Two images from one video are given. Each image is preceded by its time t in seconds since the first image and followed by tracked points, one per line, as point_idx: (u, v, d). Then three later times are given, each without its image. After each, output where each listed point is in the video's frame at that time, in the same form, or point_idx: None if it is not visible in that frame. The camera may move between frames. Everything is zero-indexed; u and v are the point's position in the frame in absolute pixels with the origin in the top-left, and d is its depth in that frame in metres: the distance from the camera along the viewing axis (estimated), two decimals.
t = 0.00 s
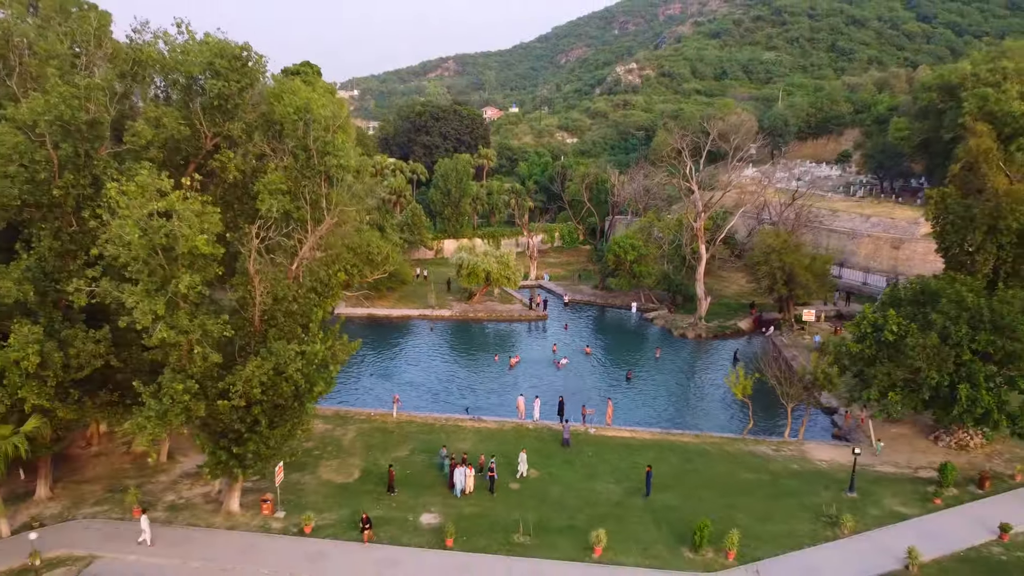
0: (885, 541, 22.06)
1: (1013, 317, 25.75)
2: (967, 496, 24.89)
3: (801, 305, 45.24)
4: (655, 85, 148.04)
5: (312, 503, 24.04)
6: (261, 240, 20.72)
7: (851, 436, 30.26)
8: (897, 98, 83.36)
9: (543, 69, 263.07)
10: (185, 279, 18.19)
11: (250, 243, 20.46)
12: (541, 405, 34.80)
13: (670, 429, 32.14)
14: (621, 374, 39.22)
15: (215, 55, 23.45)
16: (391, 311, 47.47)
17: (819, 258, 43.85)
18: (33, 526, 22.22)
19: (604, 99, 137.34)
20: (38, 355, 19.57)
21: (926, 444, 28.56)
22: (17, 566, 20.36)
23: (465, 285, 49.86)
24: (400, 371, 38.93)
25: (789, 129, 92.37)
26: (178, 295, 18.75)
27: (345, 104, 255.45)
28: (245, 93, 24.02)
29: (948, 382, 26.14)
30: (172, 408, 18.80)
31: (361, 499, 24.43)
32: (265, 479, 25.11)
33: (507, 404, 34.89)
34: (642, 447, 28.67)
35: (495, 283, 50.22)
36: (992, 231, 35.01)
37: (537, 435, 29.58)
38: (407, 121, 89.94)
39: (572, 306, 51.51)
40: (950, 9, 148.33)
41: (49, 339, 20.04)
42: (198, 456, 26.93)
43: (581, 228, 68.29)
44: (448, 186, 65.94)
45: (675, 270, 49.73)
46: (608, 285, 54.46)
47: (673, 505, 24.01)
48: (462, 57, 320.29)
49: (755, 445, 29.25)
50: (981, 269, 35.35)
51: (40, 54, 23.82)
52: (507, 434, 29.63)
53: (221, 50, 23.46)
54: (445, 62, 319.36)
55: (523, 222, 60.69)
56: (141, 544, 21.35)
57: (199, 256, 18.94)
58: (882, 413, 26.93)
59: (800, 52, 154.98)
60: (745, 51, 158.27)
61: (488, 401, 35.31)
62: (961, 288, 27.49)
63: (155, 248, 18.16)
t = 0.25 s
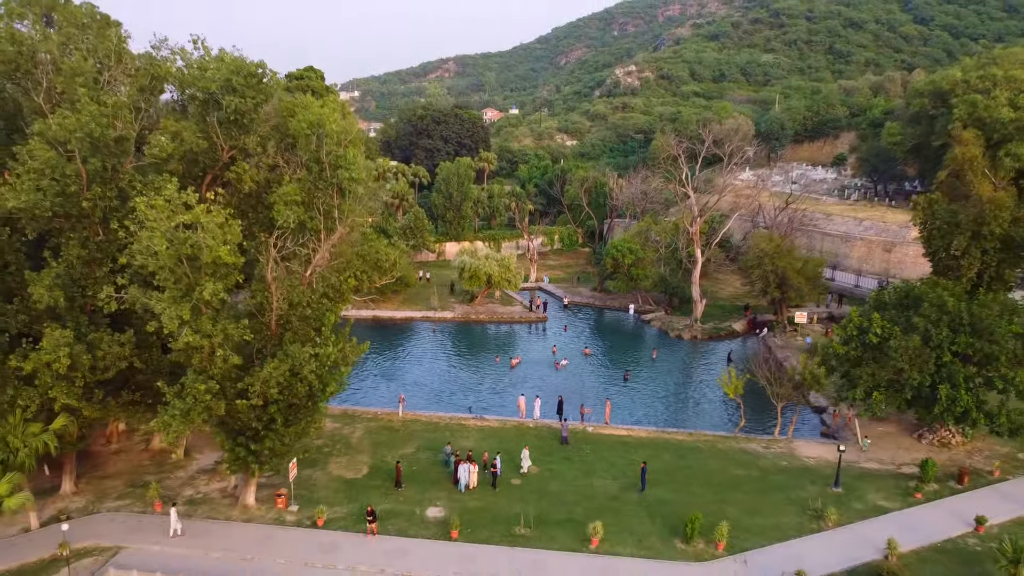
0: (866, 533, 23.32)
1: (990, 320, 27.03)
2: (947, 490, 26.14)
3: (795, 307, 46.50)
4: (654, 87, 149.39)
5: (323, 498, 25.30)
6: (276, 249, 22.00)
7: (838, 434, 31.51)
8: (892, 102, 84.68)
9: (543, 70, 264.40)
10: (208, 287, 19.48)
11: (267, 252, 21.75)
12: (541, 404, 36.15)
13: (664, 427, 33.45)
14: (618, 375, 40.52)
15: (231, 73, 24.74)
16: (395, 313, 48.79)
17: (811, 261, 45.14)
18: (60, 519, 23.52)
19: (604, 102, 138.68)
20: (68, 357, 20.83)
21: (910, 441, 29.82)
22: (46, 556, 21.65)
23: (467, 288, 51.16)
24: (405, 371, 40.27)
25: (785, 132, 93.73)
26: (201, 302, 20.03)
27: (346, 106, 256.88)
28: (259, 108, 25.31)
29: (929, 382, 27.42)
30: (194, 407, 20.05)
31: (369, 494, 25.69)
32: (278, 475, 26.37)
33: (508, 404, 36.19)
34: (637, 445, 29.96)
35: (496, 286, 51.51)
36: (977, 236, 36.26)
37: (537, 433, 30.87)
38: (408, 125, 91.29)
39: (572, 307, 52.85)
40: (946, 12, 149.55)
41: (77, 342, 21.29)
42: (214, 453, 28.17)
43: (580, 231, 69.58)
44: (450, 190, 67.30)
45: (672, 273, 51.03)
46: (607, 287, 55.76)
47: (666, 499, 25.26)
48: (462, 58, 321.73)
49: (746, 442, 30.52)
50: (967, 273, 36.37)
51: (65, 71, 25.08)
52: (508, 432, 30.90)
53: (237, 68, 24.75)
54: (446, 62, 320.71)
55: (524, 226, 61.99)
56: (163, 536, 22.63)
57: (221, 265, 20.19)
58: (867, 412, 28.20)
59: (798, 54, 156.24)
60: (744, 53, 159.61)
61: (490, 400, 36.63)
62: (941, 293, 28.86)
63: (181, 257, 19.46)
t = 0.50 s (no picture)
0: (849, 526, 24.59)
1: (969, 323, 28.35)
2: (928, 486, 27.40)
3: (788, 309, 47.77)
4: (653, 89, 150.66)
5: (334, 493, 26.57)
6: (291, 257, 23.29)
7: (827, 432, 32.76)
8: (887, 106, 85.89)
9: (543, 71, 265.62)
10: (229, 293, 20.77)
11: (283, 259, 23.04)
12: (541, 404, 37.47)
13: (660, 426, 34.75)
14: (616, 375, 41.83)
15: (246, 88, 26.07)
16: (398, 314, 50.09)
17: (804, 265, 46.39)
18: (85, 513, 24.81)
19: (603, 105, 139.95)
20: (95, 359, 22.07)
21: (895, 439, 31.09)
22: (74, 547, 22.96)
23: (468, 290, 52.47)
24: (408, 371, 41.57)
25: (782, 136, 94.98)
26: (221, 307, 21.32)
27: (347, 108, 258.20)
28: (273, 122, 26.62)
29: (912, 382, 28.67)
30: (215, 405, 21.26)
31: (378, 489, 26.94)
32: (291, 471, 27.64)
33: (509, 403, 37.49)
34: (633, 442, 31.24)
35: (497, 288, 52.81)
36: (962, 242, 37.51)
37: (537, 431, 32.15)
38: (410, 128, 92.61)
39: (571, 309, 54.16)
40: (943, 14, 150.73)
41: (103, 344, 22.53)
42: (228, 450, 29.42)
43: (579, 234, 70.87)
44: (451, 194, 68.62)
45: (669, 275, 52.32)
46: (605, 290, 57.06)
47: (660, 494, 26.55)
48: (462, 59, 323.02)
49: (738, 440, 31.81)
50: (952, 276, 37.43)
51: (87, 89, 26.36)
52: (509, 431, 32.18)
53: (252, 84, 26.06)
54: (446, 63, 321.97)
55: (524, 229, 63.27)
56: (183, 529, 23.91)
57: (240, 273, 21.52)
58: (853, 411, 29.47)
59: (796, 56, 157.45)
60: (742, 56, 160.83)
61: (492, 399, 37.95)
62: (924, 297, 30.17)
63: (204, 265, 20.76)
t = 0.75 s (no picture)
0: (834, 520, 25.88)
1: (951, 326, 29.66)
2: (911, 482, 28.69)
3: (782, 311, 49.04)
4: (652, 91, 151.92)
5: (343, 488, 27.84)
6: (304, 264, 24.59)
7: (816, 430, 34.04)
8: (882, 109, 87.20)
9: (543, 72, 266.89)
10: (247, 299, 22.09)
11: (296, 266, 24.33)
12: (541, 403, 38.75)
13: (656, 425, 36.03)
14: (614, 375, 43.11)
15: (260, 103, 27.32)
16: (402, 316, 51.36)
17: (797, 267, 47.64)
18: (107, 507, 26.09)
19: (603, 107, 141.19)
20: (118, 362, 23.29)
21: (881, 437, 32.35)
22: (98, 539, 24.24)
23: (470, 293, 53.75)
24: (413, 372, 42.83)
25: (779, 139, 96.21)
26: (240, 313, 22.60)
27: (349, 109, 259.31)
28: (285, 135, 27.89)
29: (896, 382, 29.97)
30: (233, 405, 22.44)
31: (385, 485, 28.22)
32: (302, 468, 28.93)
33: (510, 403, 38.76)
34: (630, 440, 32.52)
35: (498, 291, 54.08)
36: (948, 247, 38.83)
37: (537, 430, 33.43)
38: (412, 131, 93.90)
39: (570, 311, 55.44)
40: (940, 17, 151.94)
41: (126, 347, 23.73)
42: (242, 448, 30.65)
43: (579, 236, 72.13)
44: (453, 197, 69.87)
45: (666, 278, 53.59)
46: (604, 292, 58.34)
47: (654, 490, 27.82)
48: (463, 59, 324.16)
49: (730, 438, 33.08)
50: (939, 280, 38.74)
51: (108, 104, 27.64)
52: (510, 429, 33.45)
53: (266, 99, 27.33)
54: (446, 64, 323.23)
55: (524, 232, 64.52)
56: (202, 522, 25.20)
57: (257, 280, 22.84)
58: (840, 410, 30.74)
59: (794, 58, 158.63)
60: (740, 58, 162.11)
61: (494, 399, 39.21)
62: (909, 302, 31.47)
63: (223, 273, 22.08)
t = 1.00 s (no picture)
0: (820, 514, 27.17)
1: (934, 329, 31.02)
2: (895, 478, 29.98)
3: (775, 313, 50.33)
4: (651, 94, 153.21)
5: (352, 484, 29.13)
6: (316, 271, 25.90)
7: (806, 429, 35.34)
8: (876, 113, 88.49)
9: (543, 73, 268.17)
10: (264, 305, 23.41)
11: (309, 273, 25.64)
12: (541, 403, 40.04)
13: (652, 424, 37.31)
14: (612, 376, 44.38)
15: (273, 116, 28.61)
16: (405, 318, 52.62)
17: (790, 271, 48.91)
18: (127, 502, 27.38)
19: (602, 109, 142.43)
20: (140, 364, 24.56)
21: (868, 436, 33.64)
22: (121, 532, 25.53)
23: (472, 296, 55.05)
24: (416, 373, 44.10)
25: (775, 142, 97.46)
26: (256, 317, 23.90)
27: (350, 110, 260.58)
28: (296, 146, 29.19)
29: (881, 383, 31.27)
30: (249, 405, 23.69)
31: (392, 481, 29.50)
32: (312, 465, 30.21)
33: (511, 403, 40.03)
34: (626, 439, 33.81)
35: (499, 294, 55.38)
36: (935, 252, 40.13)
37: (537, 429, 34.71)
38: (413, 135, 95.22)
39: (570, 313, 56.72)
40: (937, 19, 153.20)
41: (146, 350, 24.98)
42: (253, 446, 31.93)
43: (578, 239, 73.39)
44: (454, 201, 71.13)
45: (663, 281, 54.89)
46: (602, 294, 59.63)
47: (649, 485, 29.10)
48: (463, 60, 325.40)
49: (723, 437, 34.36)
50: (927, 283, 40.04)
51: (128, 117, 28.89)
52: (511, 428, 34.74)
53: (278, 113, 28.65)
54: (446, 65, 324.53)
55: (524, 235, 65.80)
56: (218, 516, 26.49)
57: (273, 287, 24.20)
58: (828, 409, 32.01)
59: (792, 61, 159.90)
60: (739, 60, 163.40)
61: (495, 399, 40.47)
62: (894, 305, 32.78)
63: (241, 281, 23.45)
